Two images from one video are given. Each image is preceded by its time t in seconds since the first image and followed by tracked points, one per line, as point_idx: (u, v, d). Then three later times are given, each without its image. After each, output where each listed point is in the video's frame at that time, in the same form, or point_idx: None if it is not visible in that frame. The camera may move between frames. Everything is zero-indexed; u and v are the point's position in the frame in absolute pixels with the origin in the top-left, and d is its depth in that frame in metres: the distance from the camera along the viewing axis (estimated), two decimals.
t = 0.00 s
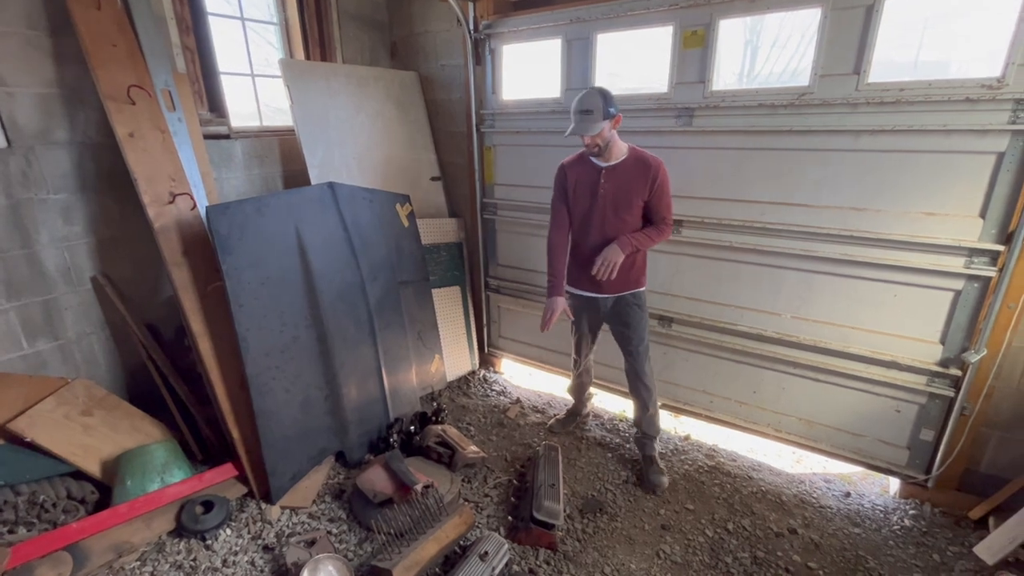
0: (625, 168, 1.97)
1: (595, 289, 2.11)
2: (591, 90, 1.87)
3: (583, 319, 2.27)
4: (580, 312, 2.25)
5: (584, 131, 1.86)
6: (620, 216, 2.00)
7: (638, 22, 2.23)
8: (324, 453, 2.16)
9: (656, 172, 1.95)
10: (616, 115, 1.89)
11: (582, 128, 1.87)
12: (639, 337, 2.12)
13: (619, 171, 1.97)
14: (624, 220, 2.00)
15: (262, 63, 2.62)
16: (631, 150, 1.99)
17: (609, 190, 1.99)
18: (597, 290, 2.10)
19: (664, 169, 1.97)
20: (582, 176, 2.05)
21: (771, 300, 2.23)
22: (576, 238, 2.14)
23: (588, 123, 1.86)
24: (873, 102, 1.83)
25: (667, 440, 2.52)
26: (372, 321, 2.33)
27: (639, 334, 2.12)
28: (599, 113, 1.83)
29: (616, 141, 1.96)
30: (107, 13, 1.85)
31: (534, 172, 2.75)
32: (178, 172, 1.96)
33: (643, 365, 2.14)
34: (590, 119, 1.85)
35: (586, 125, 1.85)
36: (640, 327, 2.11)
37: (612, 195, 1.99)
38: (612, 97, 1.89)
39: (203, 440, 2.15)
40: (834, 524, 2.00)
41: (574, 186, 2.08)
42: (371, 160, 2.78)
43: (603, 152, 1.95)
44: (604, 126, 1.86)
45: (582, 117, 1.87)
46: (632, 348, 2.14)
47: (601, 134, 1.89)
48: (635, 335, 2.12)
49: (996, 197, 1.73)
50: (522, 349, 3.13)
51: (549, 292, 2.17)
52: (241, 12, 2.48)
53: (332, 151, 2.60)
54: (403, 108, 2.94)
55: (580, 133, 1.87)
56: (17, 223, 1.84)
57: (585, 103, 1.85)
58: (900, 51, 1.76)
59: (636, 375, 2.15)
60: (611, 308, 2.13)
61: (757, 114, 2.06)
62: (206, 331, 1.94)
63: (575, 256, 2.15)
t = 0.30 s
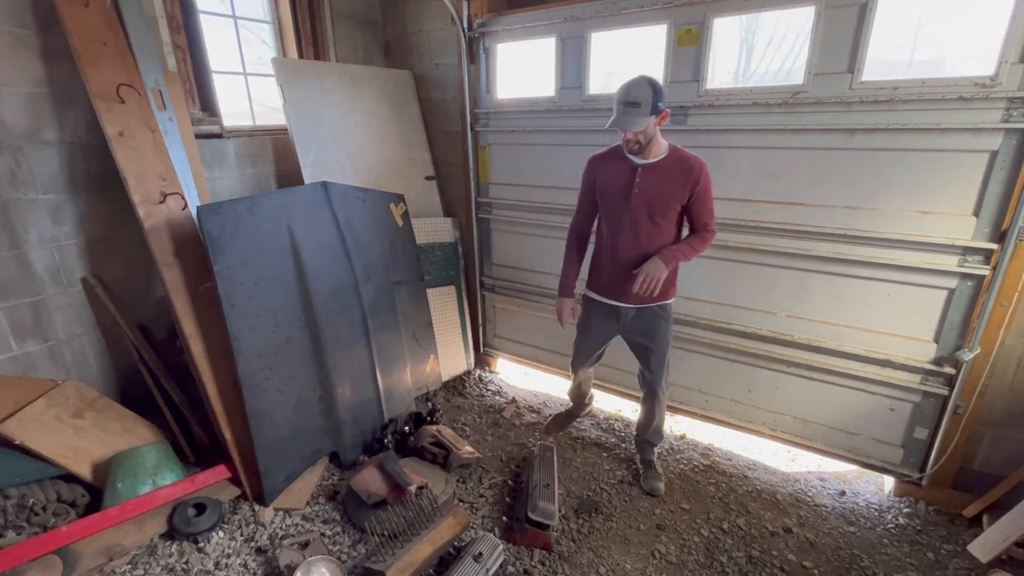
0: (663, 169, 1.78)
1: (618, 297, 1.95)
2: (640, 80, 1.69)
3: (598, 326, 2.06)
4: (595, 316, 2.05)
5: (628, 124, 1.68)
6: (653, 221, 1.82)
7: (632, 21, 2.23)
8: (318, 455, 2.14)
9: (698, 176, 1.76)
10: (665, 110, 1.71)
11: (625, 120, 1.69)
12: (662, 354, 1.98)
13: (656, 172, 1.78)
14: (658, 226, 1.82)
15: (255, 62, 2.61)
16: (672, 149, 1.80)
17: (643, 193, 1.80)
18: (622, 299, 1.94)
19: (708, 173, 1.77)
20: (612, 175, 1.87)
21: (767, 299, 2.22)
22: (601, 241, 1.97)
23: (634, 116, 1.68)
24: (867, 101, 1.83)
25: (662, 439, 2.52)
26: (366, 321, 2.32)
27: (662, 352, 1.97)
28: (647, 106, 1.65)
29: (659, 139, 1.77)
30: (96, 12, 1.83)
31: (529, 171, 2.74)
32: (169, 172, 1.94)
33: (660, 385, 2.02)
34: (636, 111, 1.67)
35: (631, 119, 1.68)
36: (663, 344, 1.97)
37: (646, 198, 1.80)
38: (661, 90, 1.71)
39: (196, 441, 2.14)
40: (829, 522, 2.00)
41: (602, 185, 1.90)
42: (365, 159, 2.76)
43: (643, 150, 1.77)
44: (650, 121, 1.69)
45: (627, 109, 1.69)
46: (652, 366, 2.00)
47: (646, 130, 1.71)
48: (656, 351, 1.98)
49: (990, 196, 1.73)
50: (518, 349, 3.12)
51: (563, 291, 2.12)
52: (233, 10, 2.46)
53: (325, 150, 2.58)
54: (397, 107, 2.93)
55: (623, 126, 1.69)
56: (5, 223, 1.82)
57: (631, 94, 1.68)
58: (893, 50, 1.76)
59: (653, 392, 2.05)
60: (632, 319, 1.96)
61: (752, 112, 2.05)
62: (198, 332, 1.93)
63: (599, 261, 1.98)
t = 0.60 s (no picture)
0: (681, 165, 1.68)
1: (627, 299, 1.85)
2: (658, 71, 1.63)
3: (610, 330, 1.91)
4: (607, 321, 1.91)
5: (644, 119, 1.62)
6: (669, 220, 1.72)
7: (629, 18, 2.23)
8: (316, 453, 2.14)
9: (720, 175, 1.66)
10: (683, 103, 1.64)
11: (640, 112, 1.63)
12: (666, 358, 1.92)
13: (673, 168, 1.69)
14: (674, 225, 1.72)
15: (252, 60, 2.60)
16: (692, 146, 1.70)
17: (658, 190, 1.71)
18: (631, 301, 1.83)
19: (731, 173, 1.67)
20: (626, 170, 1.79)
21: (764, 296, 2.23)
22: (613, 239, 1.88)
23: (650, 110, 1.62)
24: (864, 99, 1.83)
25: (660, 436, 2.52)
26: (363, 319, 2.32)
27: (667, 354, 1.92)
28: (664, 99, 1.59)
29: (677, 134, 1.69)
30: (91, 9, 1.82)
31: (526, 169, 2.73)
32: (165, 170, 1.94)
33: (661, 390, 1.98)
34: (651, 104, 1.61)
35: (646, 113, 1.62)
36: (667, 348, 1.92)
37: (661, 195, 1.71)
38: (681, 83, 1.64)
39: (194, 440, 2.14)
40: (826, 519, 2.01)
41: (615, 180, 1.82)
42: (363, 157, 2.75)
43: (659, 147, 1.69)
44: (667, 116, 1.63)
45: (643, 103, 1.63)
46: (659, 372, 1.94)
47: (663, 124, 1.64)
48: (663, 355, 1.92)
49: (985, 194, 1.74)
50: (516, 347, 3.12)
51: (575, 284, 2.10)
52: (229, 7, 2.45)
53: (322, 148, 2.58)
54: (395, 105, 2.92)
55: (639, 120, 1.63)
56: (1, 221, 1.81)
57: (648, 87, 1.62)
58: (890, 47, 1.76)
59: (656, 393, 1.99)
60: (642, 324, 1.85)
61: (749, 110, 2.05)
62: (195, 330, 1.92)
63: (609, 260, 1.89)
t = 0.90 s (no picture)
0: (671, 173, 1.55)
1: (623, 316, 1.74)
2: (628, 82, 1.49)
3: (615, 345, 1.77)
4: (611, 336, 1.77)
5: (616, 136, 1.48)
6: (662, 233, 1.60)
7: (629, 15, 2.24)
8: (319, 447, 2.17)
9: (715, 181, 1.51)
10: (661, 111, 1.49)
11: (611, 130, 1.50)
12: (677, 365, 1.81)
13: (663, 178, 1.56)
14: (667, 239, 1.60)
15: (253, 57, 2.60)
16: (685, 150, 1.56)
17: (648, 202, 1.59)
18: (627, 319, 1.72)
19: (727, 177, 1.52)
20: (615, 181, 1.67)
21: (762, 292, 2.25)
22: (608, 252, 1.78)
23: (622, 126, 1.48)
24: (861, 96, 1.85)
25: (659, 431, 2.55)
26: (365, 315, 2.33)
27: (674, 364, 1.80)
28: (637, 113, 1.45)
29: (661, 143, 1.55)
30: (93, 5, 1.83)
31: (527, 166, 2.75)
32: (168, 166, 1.95)
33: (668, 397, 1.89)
34: (622, 121, 1.48)
35: (618, 130, 1.48)
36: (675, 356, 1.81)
37: (651, 207, 1.59)
38: (657, 89, 1.49)
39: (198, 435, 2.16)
40: (822, 511, 2.04)
41: (605, 191, 1.71)
42: (363, 154, 2.76)
43: (639, 159, 1.56)
44: (643, 128, 1.48)
45: (614, 119, 1.50)
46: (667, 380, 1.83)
47: (641, 137, 1.50)
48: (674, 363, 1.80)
49: (981, 190, 1.76)
50: (515, 343, 3.14)
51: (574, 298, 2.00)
52: (230, 4, 2.45)
53: (323, 145, 2.59)
54: (395, 101, 2.93)
55: (611, 138, 1.49)
56: (5, 218, 1.82)
57: (618, 101, 1.48)
58: (887, 45, 1.78)
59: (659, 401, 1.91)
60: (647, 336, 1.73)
61: (748, 107, 2.07)
62: (199, 326, 1.94)
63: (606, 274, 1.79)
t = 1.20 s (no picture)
0: (654, 174, 1.47)
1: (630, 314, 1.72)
2: (590, 92, 1.40)
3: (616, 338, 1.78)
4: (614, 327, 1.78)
5: (584, 152, 1.42)
6: (651, 235, 1.56)
7: (631, 7, 2.25)
8: (325, 436, 2.20)
9: (700, 178, 1.42)
10: (631, 116, 1.39)
11: (578, 147, 1.43)
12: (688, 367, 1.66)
13: (646, 181, 1.49)
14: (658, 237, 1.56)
15: (257, 49, 2.61)
16: (668, 145, 1.47)
17: (632, 207, 1.54)
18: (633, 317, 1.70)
19: (713, 172, 1.42)
20: (600, 183, 1.62)
21: (762, 283, 2.28)
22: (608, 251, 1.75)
23: (589, 141, 1.41)
24: (862, 88, 1.86)
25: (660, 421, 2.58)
26: (369, 306, 2.36)
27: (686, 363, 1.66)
28: (601, 127, 1.37)
29: (638, 147, 1.45)
30: None
31: (529, 158, 2.77)
32: (176, 158, 1.97)
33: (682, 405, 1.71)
34: (588, 137, 1.40)
35: (586, 146, 1.41)
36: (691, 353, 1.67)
37: (637, 212, 1.54)
38: (623, 94, 1.39)
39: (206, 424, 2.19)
40: (820, 498, 2.07)
41: (594, 192, 1.66)
42: (366, 146, 2.78)
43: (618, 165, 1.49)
44: (611, 139, 1.40)
45: (581, 134, 1.42)
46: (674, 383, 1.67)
47: (612, 147, 1.42)
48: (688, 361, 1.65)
49: (979, 181, 1.78)
50: (518, 334, 3.17)
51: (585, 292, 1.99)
52: None
53: (327, 137, 2.60)
54: (397, 94, 2.94)
55: (580, 155, 1.43)
56: (15, 210, 1.85)
57: (582, 115, 1.40)
58: (887, 37, 1.79)
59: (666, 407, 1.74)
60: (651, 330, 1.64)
61: (750, 99, 2.08)
62: (207, 316, 1.97)
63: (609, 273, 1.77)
